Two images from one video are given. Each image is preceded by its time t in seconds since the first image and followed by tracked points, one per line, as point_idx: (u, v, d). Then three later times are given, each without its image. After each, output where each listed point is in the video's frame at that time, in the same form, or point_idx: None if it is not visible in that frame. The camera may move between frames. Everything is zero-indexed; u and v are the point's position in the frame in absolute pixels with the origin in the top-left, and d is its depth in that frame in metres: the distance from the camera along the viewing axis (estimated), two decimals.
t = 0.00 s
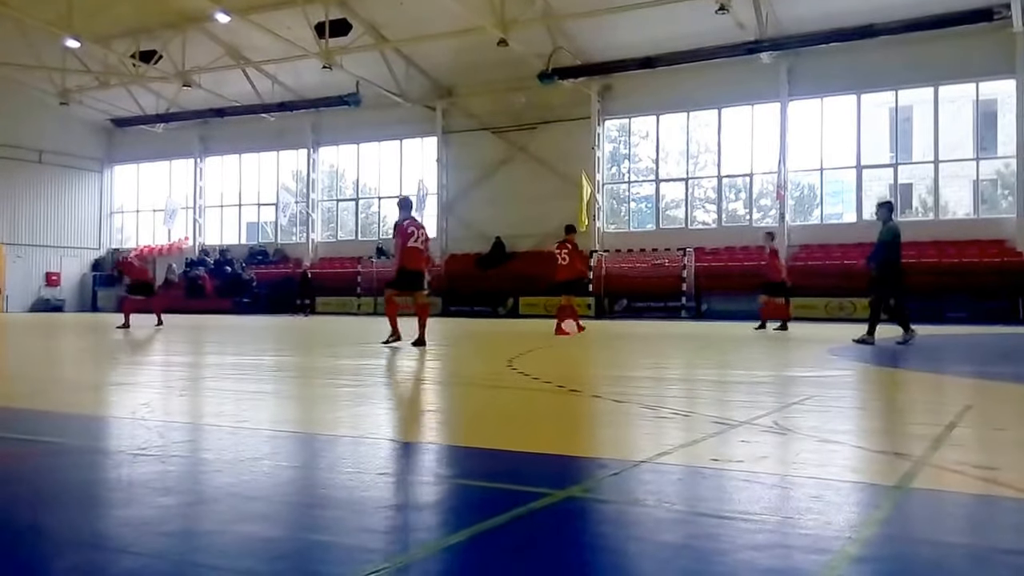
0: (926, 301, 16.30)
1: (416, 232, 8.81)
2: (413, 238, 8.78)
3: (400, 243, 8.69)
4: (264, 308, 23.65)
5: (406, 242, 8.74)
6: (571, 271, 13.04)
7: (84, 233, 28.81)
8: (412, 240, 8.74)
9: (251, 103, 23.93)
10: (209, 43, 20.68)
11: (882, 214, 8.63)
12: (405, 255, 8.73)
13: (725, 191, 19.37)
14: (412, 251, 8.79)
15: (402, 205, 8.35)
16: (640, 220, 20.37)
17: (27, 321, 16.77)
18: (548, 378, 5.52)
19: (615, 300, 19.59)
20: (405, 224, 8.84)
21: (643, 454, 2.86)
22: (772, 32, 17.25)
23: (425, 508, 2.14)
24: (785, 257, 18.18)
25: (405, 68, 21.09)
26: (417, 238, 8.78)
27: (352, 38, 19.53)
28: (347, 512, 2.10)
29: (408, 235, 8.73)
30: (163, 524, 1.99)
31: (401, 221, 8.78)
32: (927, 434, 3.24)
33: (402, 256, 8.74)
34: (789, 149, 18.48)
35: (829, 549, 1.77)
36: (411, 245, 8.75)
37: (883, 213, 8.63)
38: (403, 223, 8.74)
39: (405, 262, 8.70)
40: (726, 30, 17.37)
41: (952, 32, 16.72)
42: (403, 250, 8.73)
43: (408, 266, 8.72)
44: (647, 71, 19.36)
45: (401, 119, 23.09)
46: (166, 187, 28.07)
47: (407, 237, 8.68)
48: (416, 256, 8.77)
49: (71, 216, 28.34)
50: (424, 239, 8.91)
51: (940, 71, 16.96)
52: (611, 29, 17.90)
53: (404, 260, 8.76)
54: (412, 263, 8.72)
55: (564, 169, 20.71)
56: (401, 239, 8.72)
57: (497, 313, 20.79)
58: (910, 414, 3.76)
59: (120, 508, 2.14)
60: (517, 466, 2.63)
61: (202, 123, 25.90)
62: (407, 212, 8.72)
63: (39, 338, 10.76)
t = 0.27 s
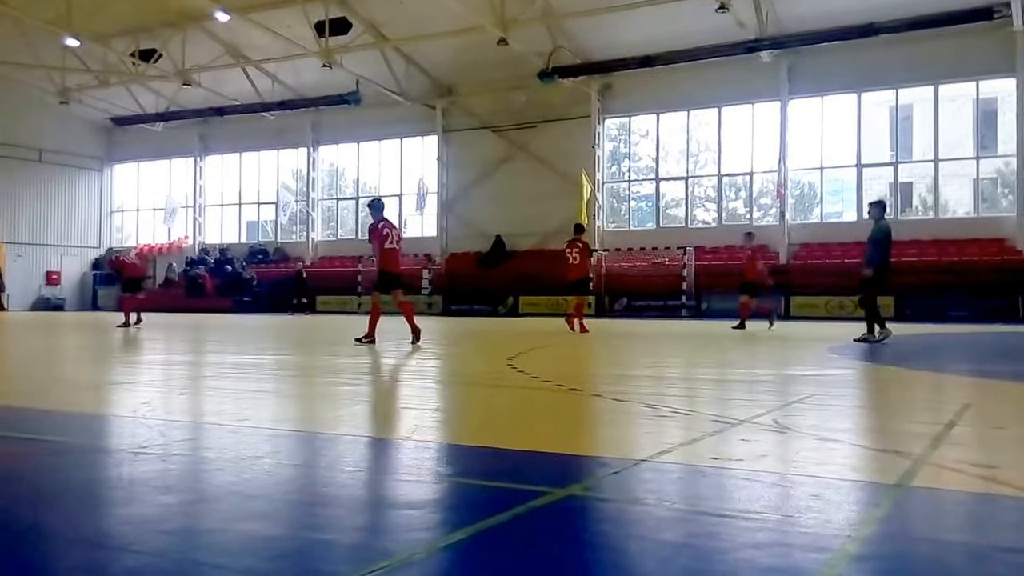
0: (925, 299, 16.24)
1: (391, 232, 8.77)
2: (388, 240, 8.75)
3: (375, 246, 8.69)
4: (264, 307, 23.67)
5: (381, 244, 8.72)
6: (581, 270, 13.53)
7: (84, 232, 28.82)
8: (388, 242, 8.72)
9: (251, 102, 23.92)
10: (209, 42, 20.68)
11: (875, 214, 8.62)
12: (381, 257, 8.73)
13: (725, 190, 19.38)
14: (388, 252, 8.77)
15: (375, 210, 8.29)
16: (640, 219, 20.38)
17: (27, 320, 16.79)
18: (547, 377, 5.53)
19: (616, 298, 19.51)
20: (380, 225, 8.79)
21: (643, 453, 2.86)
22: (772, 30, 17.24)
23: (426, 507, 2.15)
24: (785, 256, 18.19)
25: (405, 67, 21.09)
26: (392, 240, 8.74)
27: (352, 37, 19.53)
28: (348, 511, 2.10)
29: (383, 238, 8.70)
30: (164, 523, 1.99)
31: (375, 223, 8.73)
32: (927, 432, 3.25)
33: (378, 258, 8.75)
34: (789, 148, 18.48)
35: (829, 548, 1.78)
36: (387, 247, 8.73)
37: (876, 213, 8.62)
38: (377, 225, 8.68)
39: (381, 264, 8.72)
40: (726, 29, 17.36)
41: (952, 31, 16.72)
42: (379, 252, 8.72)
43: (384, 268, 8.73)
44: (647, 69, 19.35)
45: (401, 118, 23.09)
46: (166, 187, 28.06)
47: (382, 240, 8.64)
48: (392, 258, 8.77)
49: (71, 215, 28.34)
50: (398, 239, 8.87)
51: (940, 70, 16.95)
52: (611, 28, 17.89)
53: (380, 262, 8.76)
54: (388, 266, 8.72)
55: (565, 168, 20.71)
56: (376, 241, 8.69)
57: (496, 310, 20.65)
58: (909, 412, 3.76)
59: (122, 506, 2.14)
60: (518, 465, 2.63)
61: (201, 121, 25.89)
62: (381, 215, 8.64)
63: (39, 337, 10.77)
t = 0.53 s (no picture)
0: (925, 299, 16.24)
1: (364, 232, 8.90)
2: (363, 239, 8.88)
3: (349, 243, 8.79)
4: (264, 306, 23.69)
5: (355, 243, 8.85)
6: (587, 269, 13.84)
7: (85, 231, 28.83)
8: (363, 241, 8.84)
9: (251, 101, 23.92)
10: (208, 41, 20.66)
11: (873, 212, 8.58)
12: (354, 255, 8.83)
13: (724, 189, 19.36)
14: (362, 252, 8.89)
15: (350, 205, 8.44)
16: (639, 218, 20.38)
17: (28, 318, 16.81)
18: (547, 375, 5.52)
19: (614, 297, 19.52)
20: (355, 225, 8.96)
21: (645, 451, 2.85)
22: (772, 29, 17.23)
23: (426, 504, 2.14)
24: (785, 254, 18.18)
25: (404, 66, 21.06)
26: (366, 239, 8.88)
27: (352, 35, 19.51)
28: (348, 509, 2.09)
29: (358, 237, 8.83)
30: (165, 521, 1.98)
31: (350, 222, 8.88)
32: (925, 431, 3.24)
33: (351, 256, 8.83)
34: (789, 146, 18.48)
35: (831, 547, 1.77)
36: (362, 246, 8.84)
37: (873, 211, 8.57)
38: (352, 224, 8.85)
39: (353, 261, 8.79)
40: (726, 28, 17.33)
41: (952, 29, 16.70)
42: (353, 250, 8.84)
43: (357, 266, 8.83)
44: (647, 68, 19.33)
45: (401, 117, 23.06)
46: (166, 186, 28.06)
47: (356, 238, 8.79)
48: (366, 257, 8.86)
49: (72, 214, 28.35)
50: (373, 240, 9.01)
51: (940, 69, 16.93)
52: (610, 26, 17.86)
53: (353, 261, 8.85)
54: (361, 264, 8.81)
55: (564, 166, 20.70)
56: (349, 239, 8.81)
57: (496, 310, 20.63)
58: (910, 411, 3.75)
59: (124, 503, 2.14)
60: (518, 463, 2.62)
61: (201, 119, 25.87)
62: (357, 214, 8.83)
63: (40, 336, 10.76)
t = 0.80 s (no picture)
0: (925, 297, 16.27)
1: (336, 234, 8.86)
2: (336, 240, 8.85)
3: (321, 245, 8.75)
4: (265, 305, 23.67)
5: (328, 244, 8.81)
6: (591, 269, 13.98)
7: (86, 230, 28.78)
8: (336, 242, 8.82)
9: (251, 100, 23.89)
10: (208, 40, 20.63)
11: (879, 210, 8.58)
12: (327, 256, 8.81)
13: (724, 187, 19.35)
14: (335, 253, 8.87)
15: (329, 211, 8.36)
16: (639, 217, 20.37)
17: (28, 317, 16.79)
18: (546, 374, 5.51)
19: (614, 297, 19.50)
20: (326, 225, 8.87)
21: (645, 450, 2.84)
22: (772, 27, 17.21)
23: (426, 502, 2.13)
24: (785, 253, 18.16)
25: (404, 64, 21.04)
26: (339, 240, 8.85)
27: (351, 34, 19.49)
28: (348, 507, 2.07)
29: (331, 238, 8.79)
30: (165, 518, 1.96)
31: (322, 223, 8.79)
32: (925, 431, 3.23)
33: (323, 258, 8.81)
34: (790, 145, 18.46)
35: (830, 546, 1.75)
36: (335, 247, 8.82)
37: (879, 209, 8.58)
38: (325, 225, 8.75)
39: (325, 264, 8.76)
40: (726, 26, 17.31)
41: (953, 28, 16.68)
42: (326, 251, 8.80)
43: (331, 268, 8.83)
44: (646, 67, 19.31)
45: (400, 115, 23.04)
46: (166, 185, 28.02)
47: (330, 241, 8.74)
48: (340, 258, 8.86)
49: (72, 213, 28.31)
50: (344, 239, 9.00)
51: (940, 67, 16.92)
52: (610, 25, 17.84)
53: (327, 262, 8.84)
54: (336, 265, 8.82)
55: (564, 165, 20.68)
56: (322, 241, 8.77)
57: (496, 309, 20.72)
58: (909, 410, 3.74)
59: (124, 501, 2.12)
60: (518, 462, 2.61)
61: (201, 118, 25.84)
62: (329, 216, 8.72)
63: (39, 335, 10.74)
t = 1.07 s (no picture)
0: (927, 295, 16.25)
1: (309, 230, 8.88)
2: (310, 237, 8.88)
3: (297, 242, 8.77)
4: (265, 304, 23.65)
5: (303, 241, 8.83)
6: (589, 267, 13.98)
7: (87, 230, 28.76)
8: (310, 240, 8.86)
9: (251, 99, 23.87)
10: (208, 39, 20.62)
11: (891, 206, 8.59)
12: (301, 254, 8.84)
13: (724, 186, 19.32)
14: (309, 249, 8.90)
15: (305, 209, 8.39)
16: (638, 216, 20.36)
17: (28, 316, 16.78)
18: (545, 373, 5.49)
19: (614, 296, 19.53)
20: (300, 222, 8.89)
21: (646, 449, 2.83)
22: (772, 26, 17.20)
23: (425, 501, 2.11)
24: (784, 252, 18.13)
25: (403, 64, 21.03)
26: (313, 237, 8.89)
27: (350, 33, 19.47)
28: (348, 505, 2.06)
29: (305, 235, 8.82)
30: (166, 516, 1.95)
31: (296, 220, 8.81)
32: (924, 430, 3.21)
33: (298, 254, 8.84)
34: (790, 144, 18.44)
35: (831, 545, 1.74)
36: (309, 244, 8.86)
37: (891, 206, 8.58)
38: (299, 222, 8.77)
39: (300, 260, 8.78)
40: (726, 25, 17.30)
41: (953, 26, 16.67)
42: (300, 248, 8.84)
43: (305, 265, 8.87)
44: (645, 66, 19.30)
45: (400, 114, 23.03)
46: (166, 184, 27.99)
47: (305, 238, 8.77)
48: (314, 255, 8.91)
49: (72, 213, 28.29)
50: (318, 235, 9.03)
51: (940, 65, 16.91)
52: (609, 24, 17.83)
53: (301, 259, 8.87)
54: (311, 262, 8.86)
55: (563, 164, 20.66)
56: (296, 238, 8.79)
57: (495, 308, 20.73)
58: (909, 410, 3.72)
59: (125, 499, 2.11)
60: (518, 461, 2.60)
61: (201, 117, 25.81)
62: (303, 213, 8.75)
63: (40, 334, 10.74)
